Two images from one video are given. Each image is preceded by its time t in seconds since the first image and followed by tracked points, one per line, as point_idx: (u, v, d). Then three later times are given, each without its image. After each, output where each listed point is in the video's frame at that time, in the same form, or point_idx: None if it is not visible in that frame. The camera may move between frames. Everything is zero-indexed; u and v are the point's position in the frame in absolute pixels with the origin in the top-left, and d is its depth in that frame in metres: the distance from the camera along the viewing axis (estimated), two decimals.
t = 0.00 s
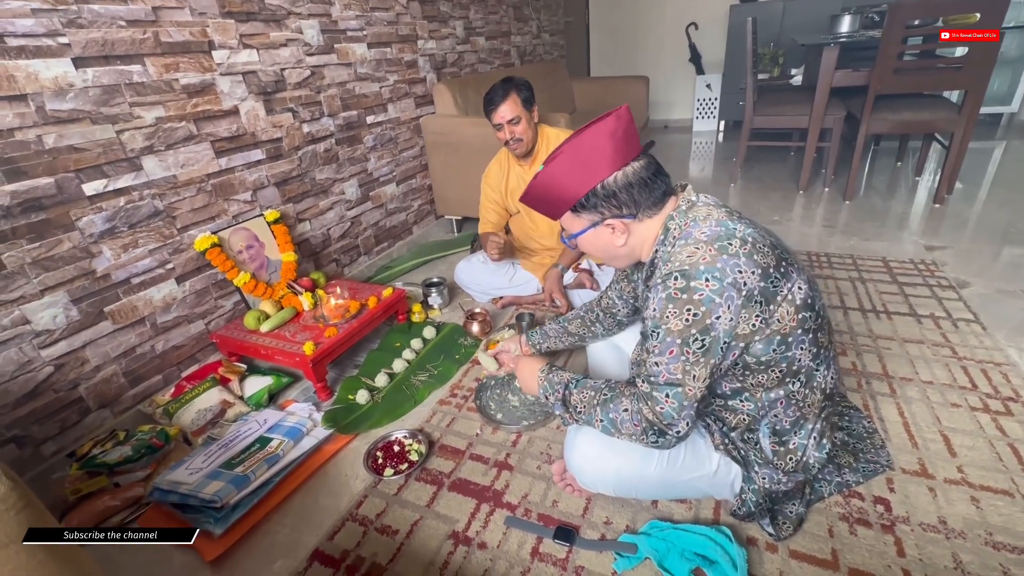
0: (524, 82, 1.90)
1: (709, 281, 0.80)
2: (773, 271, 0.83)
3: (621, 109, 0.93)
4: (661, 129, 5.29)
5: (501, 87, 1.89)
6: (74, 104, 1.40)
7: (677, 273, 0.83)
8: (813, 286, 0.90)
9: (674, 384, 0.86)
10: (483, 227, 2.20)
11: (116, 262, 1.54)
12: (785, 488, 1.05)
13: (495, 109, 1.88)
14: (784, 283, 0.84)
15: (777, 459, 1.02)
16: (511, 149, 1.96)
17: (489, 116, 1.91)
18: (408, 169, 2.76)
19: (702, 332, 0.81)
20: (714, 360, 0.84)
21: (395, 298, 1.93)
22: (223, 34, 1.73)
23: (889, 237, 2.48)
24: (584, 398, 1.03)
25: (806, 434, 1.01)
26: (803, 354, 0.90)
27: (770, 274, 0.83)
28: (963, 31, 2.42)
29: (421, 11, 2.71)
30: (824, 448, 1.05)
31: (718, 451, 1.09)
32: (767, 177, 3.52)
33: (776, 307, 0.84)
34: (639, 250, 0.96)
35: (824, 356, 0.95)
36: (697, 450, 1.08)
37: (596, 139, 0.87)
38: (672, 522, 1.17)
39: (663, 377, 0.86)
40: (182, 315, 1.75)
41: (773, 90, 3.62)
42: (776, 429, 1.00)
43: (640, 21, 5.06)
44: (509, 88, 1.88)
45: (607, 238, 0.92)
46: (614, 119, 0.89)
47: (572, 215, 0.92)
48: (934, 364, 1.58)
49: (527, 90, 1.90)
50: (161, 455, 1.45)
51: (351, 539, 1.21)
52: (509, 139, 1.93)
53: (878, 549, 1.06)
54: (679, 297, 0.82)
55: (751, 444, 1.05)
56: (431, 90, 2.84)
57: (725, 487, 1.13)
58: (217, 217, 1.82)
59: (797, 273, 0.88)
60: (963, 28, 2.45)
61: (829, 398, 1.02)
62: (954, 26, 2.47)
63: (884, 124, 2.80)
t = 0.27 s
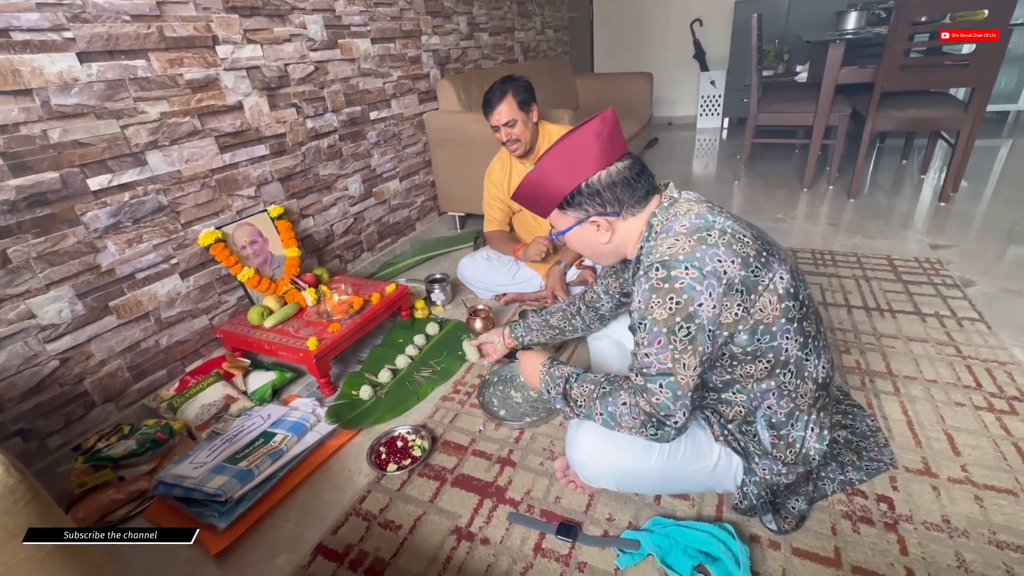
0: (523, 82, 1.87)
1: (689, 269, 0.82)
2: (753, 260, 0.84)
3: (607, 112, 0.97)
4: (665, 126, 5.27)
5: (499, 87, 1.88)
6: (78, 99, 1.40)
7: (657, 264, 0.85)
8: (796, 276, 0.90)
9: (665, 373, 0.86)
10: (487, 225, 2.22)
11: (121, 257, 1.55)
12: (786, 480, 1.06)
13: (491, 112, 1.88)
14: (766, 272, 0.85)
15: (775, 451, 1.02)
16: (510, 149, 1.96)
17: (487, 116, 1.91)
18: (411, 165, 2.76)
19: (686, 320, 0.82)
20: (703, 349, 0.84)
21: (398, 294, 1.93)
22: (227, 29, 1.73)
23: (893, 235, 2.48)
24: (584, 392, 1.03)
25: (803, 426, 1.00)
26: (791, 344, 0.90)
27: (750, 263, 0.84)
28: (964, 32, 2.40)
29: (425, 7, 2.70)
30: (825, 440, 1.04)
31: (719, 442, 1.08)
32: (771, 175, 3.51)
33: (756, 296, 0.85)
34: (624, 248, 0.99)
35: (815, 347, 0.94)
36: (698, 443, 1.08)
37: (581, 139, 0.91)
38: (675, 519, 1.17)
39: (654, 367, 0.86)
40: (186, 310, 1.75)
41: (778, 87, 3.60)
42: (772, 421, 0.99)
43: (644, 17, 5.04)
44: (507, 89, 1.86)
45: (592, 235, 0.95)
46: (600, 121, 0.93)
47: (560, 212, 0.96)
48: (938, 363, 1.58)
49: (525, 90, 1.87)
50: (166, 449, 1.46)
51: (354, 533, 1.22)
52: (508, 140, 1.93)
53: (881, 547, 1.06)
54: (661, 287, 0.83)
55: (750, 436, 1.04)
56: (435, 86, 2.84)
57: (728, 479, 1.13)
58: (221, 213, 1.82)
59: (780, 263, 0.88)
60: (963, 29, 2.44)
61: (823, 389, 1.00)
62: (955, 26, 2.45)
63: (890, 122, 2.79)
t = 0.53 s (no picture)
0: (528, 81, 1.84)
1: (674, 262, 0.82)
2: (736, 251, 0.85)
3: (590, 118, 0.98)
4: (669, 122, 5.24)
5: (503, 84, 1.84)
6: (81, 92, 1.39)
7: (642, 259, 0.86)
8: (780, 265, 0.90)
9: (660, 366, 0.86)
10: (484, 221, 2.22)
11: (123, 251, 1.55)
12: (788, 472, 1.06)
13: (495, 111, 1.85)
14: (749, 262, 0.86)
15: (776, 443, 1.02)
16: (514, 147, 1.95)
17: (490, 114, 1.89)
18: (414, 160, 2.75)
19: (674, 312, 0.82)
20: (694, 341, 0.84)
21: (400, 290, 1.93)
22: (229, 22, 1.72)
23: (898, 232, 2.46)
24: (587, 385, 1.02)
25: (802, 416, 1.00)
26: (780, 333, 0.90)
27: (733, 254, 0.84)
28: (964, 32, 2.48)
29: None
30: (826, 430, 1.03)
31: (721, 434, 1.08)
32: (775, 171, 3.49)
33: (742, 286, 0.85)
34: (612, 250, 0.99)
35: (806, 335, 0.94)
36: (700, 436, 1.09)
37: (563, 146, 0.92)
38: (678, 516, 1.17)
39: (649, 361, 0.87)
40: (189, 304, 1.75)
41: (783, 82, 3.57)
42: (770, 414, 0.99)
43: (648, 11, 5.00)
44: (512, 87, 1.83)
45: (578, 239, 0.96)
46: (583, 128, 0.93)
47: (546, 218, 0.96)
48: (943, 361, 1.57)
49: (529, 90, 1.84)
50: (169, 444, 1.46)
51: (357, 528, 1.22)
52: (511, 139, 1.92)
53: (885, 544, 1.06)
54: (647, 281, 0.84)
55: (750, 428, 1.04)
56: (438, 81, 2.82)
57: (727, 474, 1.12)
58: (224, 207, 1.81)
59: (764, 253, 0.89)
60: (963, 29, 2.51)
61: (819, 378, 1.00)
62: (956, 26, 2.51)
63: (896, 117, 2.77)
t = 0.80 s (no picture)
0: (531, 85, 1.77)
1: (658, 258, 0.83)
2: (719, 244, 0.85)
3: (569, 127, 0.99)
4: (670, 119, 5.23)
5: (504, 86, 1.77)
6: (81, 87, 1.39)
7: (627, 257, 0.86)
8: (764, 256, 0.90)
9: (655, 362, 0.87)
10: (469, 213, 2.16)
11: (124, 247, 1.55)
12: (789, 465, 1.05)
13: (497, 116, 1.79)
14: (734, 255, 0.85)
15: (776, 436, 1.01)
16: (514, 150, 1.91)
17: (490, 117, 1.82)
18: (415, 156, 2.74)
19: (663, 308, 0.82)
20: (685, 335, 0.85)
21: (401, 286, 1.92)
22: (229, 17, 1.71)
23: (900, 229, 2.45)
24: (587, 377, 1.02)
25: (799, 407, 0.99)
26: (770, 323, 0.89)
27: (717, 247, 0.84)
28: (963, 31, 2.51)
29: None
30: (824, 420, 1.03)
31: (721, 427, 1.08)
32: (777, 168, 3.48)
33: (728, 278, 0.85)
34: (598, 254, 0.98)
35: (796, 325, 0.93)
36: (700, 430, 1.08)
37: (547, 157, 0.93)
38: (679, 513, 1.17)
39: (643, 358, 0.88)
40: (190, 300, 1.75)
41: (785, 78, 3.56)
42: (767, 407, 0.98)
43: (650, 7, 4.98)
44: (513, 90, 1.76)
45: (565, 245, 0.94)
46: (562, 137, 0.95)
47: (533, 227, 0.96)
48: (945, 358, 1.57)
49: (532, 94, 1.77)
50: (170, 439, 1.47)
51: (358, 524, 1.22)
52: (511, 143, 1.87)
53: (886, 542, 1.06)
54: (633, 278, 0.84)
55: (749, 421, 1.04)
56: (439, 77, 2.81)
57: (726, 470, 1.13)
58: (224, 203, 1.81)
59: (748, 245, 0.89)
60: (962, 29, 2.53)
61: (813, 367, 0.99)
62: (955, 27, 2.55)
63: (899, 114, 2.76)
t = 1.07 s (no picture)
0: (526, 95, 1.70)
1: (650, 255, 0.83)
2: (711, 241, 0.85)
3: (559, 130, 0.97)
4: (671, 116, 5.22)
5: (500, 97, 1.70)
6: (81, 84, 1.39)
7: (620, 256, 0.86)
8: (757, 252, 0.90)
9: (651, 359, 0.87)
10: (464, 217, 2.01)
11: (125, 244, 1.54)
12: (790, 459, 1.05)
13: (494, 129, 1.73)
14: (726, 251, 0.85)
15: (775, 430, 1.01)
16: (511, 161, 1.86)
17: (486, 129, 1.76)
18: (415, 153, 2.73)
19: (657, 305, 0.83)
20: (681, 332, 0.85)
21: (402, 284, 1.92)
22: (230, 13, 1.71)
23: (901, 227, 2.45)
24: (588, 373, 1.02)
25: (798, 402, 0.99)
26: (765, 318, 0.89)
27: (709, 244, 0.84)
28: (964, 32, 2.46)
29: None
30: (823, 414, 1.03)
31: (720, 423, 1.09)
32: (778, 165, 3.47)
33: (721, 274, 0.85)
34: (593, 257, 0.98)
35: (792, 318, 0.93)
36: (700, 427, 1.09)
37: (538, 162, 0.92)
38: (679, 510, 1.17)
39: (639, 355, 0.88)
40: (191, 297, 1.75)
41: (787, 75, 3.55)
42: (765, 401, 0.98)
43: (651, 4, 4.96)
44: (509, 100, 1.69)
45: (560, 250, 0.94)
46: (552, 142, 0.93)
47: (527, 232, 0.96)
48: (946, 356, 1.57)
49: (528, 104, 1.70)
50: (172, 436, 1.47)
51: (359, 520, 1.22)
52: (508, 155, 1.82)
53: (886, 539, 1.06)
54: (627, 277, 0.84)
55: (749, 417, 1.03)
56: (439, 74, 2.81)
57: (727, 467, 1.14)
58: (225, 200, 1.81)
59: (740, 241, 0.89)
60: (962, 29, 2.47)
61: (811, 361, 0.99)
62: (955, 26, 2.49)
63: (900, 111, 2.75)
